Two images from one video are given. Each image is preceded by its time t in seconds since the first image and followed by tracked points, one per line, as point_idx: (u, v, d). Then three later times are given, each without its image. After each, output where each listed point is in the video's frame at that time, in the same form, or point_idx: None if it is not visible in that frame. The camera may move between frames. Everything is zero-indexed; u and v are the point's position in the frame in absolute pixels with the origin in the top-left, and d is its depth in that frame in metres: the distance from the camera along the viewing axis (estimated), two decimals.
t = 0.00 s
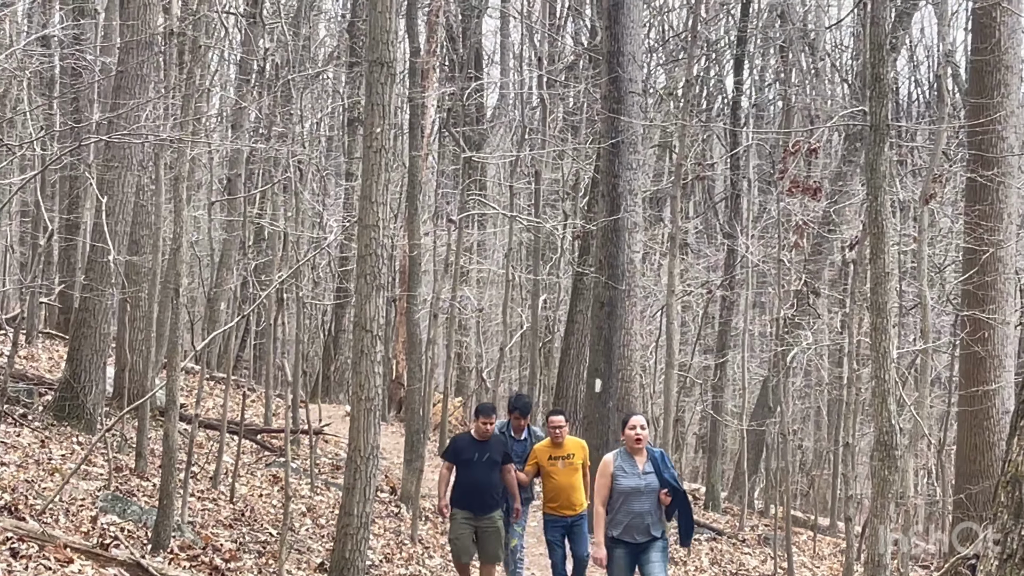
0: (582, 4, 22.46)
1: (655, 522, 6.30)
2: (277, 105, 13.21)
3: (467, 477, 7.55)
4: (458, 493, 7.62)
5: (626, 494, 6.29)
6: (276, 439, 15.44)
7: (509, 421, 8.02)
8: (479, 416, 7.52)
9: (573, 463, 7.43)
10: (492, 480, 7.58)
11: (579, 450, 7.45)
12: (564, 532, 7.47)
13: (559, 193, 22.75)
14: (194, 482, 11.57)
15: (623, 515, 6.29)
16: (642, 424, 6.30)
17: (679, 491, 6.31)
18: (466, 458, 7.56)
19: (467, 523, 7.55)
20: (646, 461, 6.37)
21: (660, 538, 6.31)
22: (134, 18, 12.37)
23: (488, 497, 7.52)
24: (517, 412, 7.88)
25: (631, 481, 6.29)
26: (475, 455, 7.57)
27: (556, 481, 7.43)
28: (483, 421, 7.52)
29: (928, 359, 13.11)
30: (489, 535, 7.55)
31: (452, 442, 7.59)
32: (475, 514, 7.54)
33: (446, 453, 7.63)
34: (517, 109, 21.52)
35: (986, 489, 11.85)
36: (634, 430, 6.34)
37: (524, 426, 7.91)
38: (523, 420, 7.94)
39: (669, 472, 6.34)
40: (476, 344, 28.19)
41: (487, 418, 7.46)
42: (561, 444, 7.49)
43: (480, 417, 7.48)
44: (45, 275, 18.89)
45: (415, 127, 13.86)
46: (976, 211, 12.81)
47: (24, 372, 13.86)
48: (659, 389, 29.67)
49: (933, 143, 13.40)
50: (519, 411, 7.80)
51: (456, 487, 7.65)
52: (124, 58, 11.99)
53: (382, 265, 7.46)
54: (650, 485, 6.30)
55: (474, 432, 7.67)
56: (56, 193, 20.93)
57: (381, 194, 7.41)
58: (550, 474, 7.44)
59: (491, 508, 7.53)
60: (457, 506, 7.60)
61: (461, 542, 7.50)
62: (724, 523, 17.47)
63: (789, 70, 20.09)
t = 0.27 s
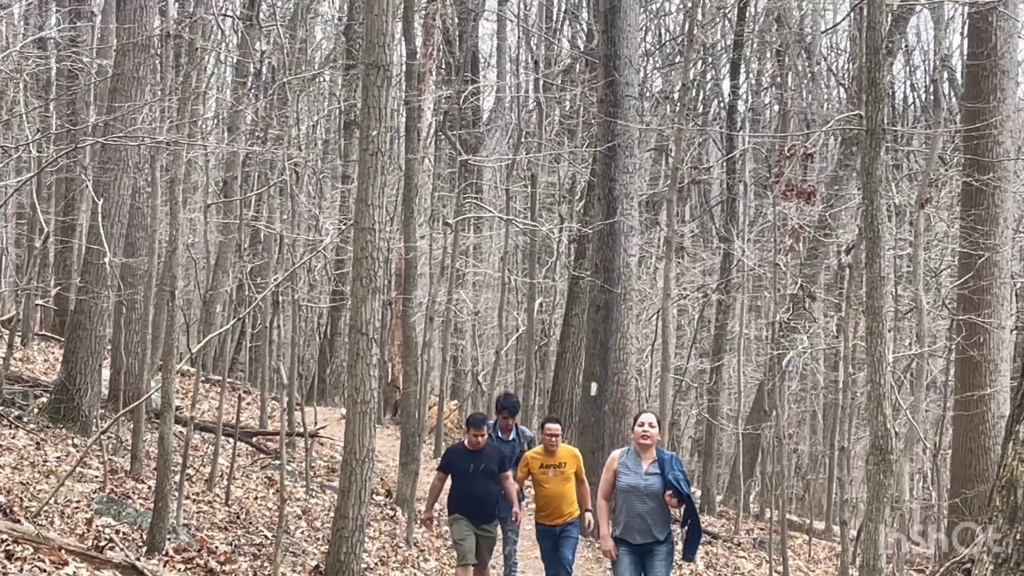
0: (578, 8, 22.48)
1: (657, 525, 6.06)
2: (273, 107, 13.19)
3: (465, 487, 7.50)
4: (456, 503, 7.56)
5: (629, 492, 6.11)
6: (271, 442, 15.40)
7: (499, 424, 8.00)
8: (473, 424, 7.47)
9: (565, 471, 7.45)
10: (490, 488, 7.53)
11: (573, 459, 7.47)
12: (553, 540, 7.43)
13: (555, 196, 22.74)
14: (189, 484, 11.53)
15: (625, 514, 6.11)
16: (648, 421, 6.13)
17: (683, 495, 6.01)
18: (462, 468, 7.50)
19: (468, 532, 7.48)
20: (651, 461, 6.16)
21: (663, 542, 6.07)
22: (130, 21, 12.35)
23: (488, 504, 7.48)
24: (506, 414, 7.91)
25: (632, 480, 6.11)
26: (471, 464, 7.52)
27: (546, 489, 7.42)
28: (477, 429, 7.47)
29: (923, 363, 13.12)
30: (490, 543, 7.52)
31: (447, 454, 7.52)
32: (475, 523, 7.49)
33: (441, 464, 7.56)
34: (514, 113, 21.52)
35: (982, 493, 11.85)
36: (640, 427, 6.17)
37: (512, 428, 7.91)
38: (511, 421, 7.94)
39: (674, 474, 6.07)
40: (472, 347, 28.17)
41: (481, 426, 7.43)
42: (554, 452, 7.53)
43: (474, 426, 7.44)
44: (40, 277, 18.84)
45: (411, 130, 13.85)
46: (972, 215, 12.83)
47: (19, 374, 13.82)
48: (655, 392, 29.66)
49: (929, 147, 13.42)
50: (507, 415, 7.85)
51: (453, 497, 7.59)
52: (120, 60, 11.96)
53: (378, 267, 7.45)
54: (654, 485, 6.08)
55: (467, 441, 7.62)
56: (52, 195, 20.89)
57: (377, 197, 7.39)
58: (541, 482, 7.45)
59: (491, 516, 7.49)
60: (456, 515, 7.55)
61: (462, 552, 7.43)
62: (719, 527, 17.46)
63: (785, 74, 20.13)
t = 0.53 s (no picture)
0: (574, 11, 22.51)
1: (653, 536, 5.96)
2: (269, 110, 13.17)
3: (454, 491, 7.28)
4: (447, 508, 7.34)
5: (626, 501, 6.05)
6: (266, 444, 15.36)
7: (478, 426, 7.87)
8: (459, 425, 7.27)
9: (557, 479, 7.48)
10: (481, 489, 7.31)
11: (567, 467, 7.50)
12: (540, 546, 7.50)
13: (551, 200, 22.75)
14: (184, 487, 11.49)
15: (622, 523, 6.05)
16: (644, 429, 6.05)
17: (679, 506, 5.88)
18: (450, 472, 7.28)
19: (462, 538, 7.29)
20: (648, 470, 6.06)
21: (661, 553, 5.97)
22: (126, 23, 12.32)
23: (481, 505, 7.27)
24: (483, 413, 7.78)
25: (628, 488, 6.05)
26: (459, 467, 7.31)
27: (536, 494, 7.47)
28: (463, 430, 7.26)
29: (918, 367, 13.14)
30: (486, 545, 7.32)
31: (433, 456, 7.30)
32: (466, 526, 7.28)
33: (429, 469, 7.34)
34: (509, 115, 21.52)
35: (976, 497, 11.87)
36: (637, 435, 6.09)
37: (491, 427, 7.80)
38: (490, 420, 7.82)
39: (670, 484, 5.95)
40: (467, 350, 28.15)
41: (467, 427, 7.24)
42: (550, 458, 7.53)
43: (459, 426, 7.24)
44: (35, 279, 18.79)
45: (406, 132, 13.84)
46: (967, 219, 12.87)
47: (13, 376, 13.77)
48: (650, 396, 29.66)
49: (924, 152, 13.45)
50: (486, 413, 7.72)
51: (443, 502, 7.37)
52: (115, 62, 11.93)
53: (373, 270, 7.43)
54: (650, 495, 5.99)
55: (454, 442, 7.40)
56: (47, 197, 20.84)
57: (372, 200, 7.38)
58: (532, 487, 7.50)
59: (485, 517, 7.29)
60: (448, 521, 7.33)
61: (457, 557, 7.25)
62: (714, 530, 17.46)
63: (781, 78, 20.17)
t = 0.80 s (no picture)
0: (571, 15, 22.54)
1: (653, 541, 5.95)
2: (265, 113, 13.16)
3: (449, 493, 7.18)
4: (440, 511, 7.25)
5: (623, 507, 6.01)
6: (261, 448, 15.34)
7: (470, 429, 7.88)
8: (454, 427, 7.19)
9: (553, 481, 7.53)
10: (476, 490, 7.24)
11: (563, 469, 7.56)
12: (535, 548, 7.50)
13: (547, 203, 22.78)
14: (179, 490, 11.47)
15: (620, 529, 6.03)
16: (637, 434, 6.01)
17: (678, 510, 5.88)
18: (445, 474, 7.19)
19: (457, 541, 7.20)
20: (645, 474, 6.04)
21: (660, 557, 5.97)
22: (122, 26, 12.31)
23: (476, 507, 7.18)
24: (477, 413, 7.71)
25: (626, 493, 6.01)
26: (455, 468, 7.21)
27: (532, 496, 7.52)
28: (458, 432, 7.18)
29: (914, 371, 13.15)
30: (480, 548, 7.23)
31: (428, 459, 7.17)
32: (463, 529, 7.17)
33: (423, 471, 7.24)
34: (506, 119, 21.53)
35: (972, 502, 11.89)
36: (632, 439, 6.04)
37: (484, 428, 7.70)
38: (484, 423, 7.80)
39: (669, 488, 5.94)
40: (463, 354, 28.13)
41: (463, 429, 7.15)
42: (545, 460, 7.55)
43: (454, 428, 7.16)
44: (30, 281, 18.76)
45: (402, 136, 13.83)
46: (963, 224, 12.90)
47: (9, 379, 13.75)
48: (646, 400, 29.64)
49: (920, 156, 13.47)
50: (479, 415, 7.71)
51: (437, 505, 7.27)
52: (112, 65, 11.92)
53: (369, 274, 7.43)
54: (648, 499, 5.96)
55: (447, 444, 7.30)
56: (43, 199, 20.79)
57: (368, 203, 7.37)
58: (528, 489, 7.53)
59: (479, 520, 7.20)
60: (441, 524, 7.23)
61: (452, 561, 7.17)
62: (710, 534, 17.45)
63: (777, 83, 20.21)
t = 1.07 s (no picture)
0: (568, 18, 22.54)
1: (651, 543, 5.93)
2: (262, 115, 13.15)
3: (449, 502, 7.24)
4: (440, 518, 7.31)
5: (622, 509, 5.98)
6: (258, 450, 15.31)
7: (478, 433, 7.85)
8: (459, 437, 7.22)
9: (547, 488, 7.39)
10: (476, 502, 7.29)
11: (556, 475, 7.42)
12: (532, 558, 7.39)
13: (544, 206, 22.76)
14: (176, 492, 11.45)
15: (618, 530, 5.99)
16: (637, 435, 5.99)
17: (676, 511, 5.86)
18: (447, 483, 7.24)
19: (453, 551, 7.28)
20: (643, 475, 6.01)
21: (658, 559, 5.95)
22: (119, 28, 12.30)
23: (474, 518, 7.24)
24: (484, 419, 7.75)
25: (625, 495, 5.98)
26: (457, 480, 7.26)
27: (526, 506, 7.37)
28: (464, 442, 7.22)
29: (910, 375, 13.16)
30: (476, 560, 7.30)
31: (432, 468, 7.23)
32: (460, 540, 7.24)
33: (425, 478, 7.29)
34: (503, 122, 21.52)
35: (969, 505, 11.91)
36: (630, 441, 6.01)
37: (490, 435, 7.76)
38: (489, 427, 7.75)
39: (667, 489, 5.92)
40: (460, 356, 28.13)
41: (468, 439, 7.18)
42: (537, 468, 7.38)
43: (460, 438, 7.20)
44: (27, 284, 18.72)
45: (399, 139, 13.82)
46: (960, 227, 12.94)
47: (6, 381, 13.71)
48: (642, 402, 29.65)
49: (917, 159, 13.47)
50: (487, 420, 7.70)
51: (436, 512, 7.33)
52: (109, 67, 11.91)
53: (366, 276, 7.42)
54: (647, 501, 5.94)
55: (452, 454, 7.35)
56: (40, 201, 20.76)
57: (366, 206, 7.36)
58: (522, 498, 7.38)
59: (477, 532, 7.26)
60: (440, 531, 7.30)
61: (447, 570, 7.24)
62: (707, 538, 17.44)
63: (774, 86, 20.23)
